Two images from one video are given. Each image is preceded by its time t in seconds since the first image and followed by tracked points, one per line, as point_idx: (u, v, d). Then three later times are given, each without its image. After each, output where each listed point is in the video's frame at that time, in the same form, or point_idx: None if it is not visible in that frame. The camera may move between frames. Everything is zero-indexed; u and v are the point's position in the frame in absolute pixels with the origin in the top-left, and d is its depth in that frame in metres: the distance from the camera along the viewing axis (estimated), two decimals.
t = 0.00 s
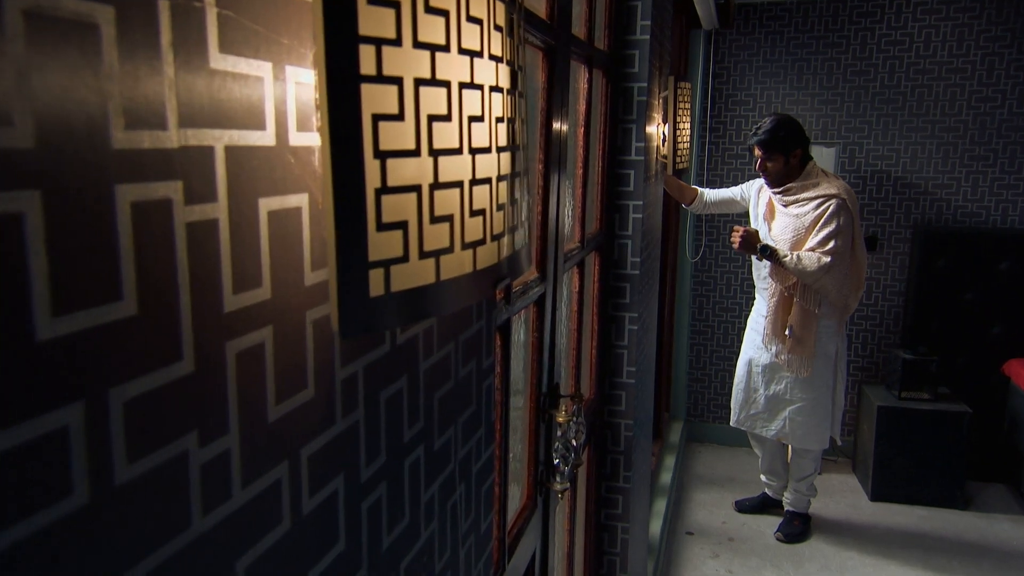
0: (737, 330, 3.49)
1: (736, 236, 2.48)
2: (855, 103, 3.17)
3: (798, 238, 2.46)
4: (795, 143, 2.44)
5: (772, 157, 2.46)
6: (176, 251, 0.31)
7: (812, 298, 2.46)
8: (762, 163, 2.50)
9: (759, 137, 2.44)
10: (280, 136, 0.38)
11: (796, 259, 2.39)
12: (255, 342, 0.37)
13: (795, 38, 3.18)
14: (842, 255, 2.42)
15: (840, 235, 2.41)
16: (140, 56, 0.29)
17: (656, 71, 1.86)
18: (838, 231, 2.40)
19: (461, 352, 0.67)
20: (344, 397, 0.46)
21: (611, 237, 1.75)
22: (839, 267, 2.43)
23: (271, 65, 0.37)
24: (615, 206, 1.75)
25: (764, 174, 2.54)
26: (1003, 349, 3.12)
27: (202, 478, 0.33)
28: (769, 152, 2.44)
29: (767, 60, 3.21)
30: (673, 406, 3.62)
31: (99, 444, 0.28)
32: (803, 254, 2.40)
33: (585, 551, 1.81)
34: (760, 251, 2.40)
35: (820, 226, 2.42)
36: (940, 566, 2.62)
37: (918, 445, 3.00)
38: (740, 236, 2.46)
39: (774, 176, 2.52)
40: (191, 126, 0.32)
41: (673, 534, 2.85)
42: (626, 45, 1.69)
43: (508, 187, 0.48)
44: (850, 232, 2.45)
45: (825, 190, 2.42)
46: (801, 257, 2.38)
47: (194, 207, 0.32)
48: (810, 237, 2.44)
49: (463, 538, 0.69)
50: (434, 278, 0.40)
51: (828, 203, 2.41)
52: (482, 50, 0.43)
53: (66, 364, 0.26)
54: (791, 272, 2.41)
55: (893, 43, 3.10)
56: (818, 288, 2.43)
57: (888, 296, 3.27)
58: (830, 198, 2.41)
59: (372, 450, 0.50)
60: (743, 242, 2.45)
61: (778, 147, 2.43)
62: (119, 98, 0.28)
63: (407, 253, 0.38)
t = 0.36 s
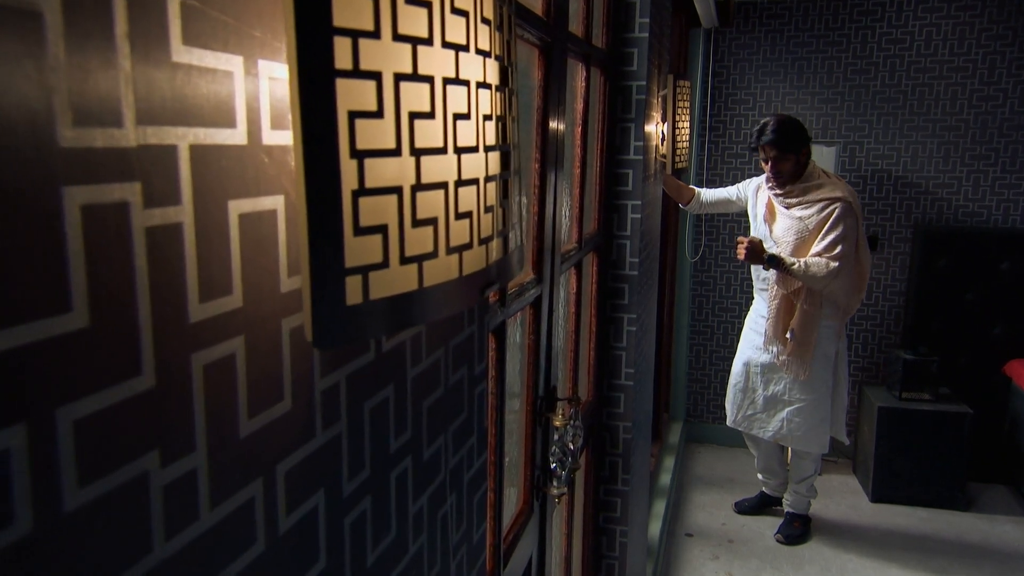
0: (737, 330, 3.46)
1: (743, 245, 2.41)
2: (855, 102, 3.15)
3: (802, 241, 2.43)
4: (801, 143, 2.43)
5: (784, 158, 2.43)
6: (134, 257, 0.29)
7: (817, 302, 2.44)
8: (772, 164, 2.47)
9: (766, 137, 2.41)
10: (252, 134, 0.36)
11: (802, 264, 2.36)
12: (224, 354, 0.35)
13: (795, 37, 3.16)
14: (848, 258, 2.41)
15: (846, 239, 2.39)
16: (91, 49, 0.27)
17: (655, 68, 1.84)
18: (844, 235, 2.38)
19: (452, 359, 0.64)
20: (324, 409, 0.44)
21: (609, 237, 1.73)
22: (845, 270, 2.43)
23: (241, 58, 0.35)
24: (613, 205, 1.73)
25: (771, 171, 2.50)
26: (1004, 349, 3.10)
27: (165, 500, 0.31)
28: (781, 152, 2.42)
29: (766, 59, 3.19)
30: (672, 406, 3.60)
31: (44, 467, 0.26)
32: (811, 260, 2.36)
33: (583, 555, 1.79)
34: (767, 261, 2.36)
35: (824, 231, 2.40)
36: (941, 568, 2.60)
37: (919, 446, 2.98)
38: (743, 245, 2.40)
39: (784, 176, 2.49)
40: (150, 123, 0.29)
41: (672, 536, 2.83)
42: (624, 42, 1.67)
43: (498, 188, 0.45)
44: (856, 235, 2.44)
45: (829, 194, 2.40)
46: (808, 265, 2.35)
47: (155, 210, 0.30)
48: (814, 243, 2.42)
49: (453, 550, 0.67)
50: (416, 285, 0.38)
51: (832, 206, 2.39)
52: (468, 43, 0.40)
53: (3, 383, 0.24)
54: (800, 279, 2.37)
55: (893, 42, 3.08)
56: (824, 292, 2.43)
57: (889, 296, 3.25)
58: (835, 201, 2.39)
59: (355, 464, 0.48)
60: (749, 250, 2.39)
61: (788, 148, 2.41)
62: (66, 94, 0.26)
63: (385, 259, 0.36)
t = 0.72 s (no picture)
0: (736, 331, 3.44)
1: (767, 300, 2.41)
2: (855, 102, 3.13)
3: (809, 242, 2.43)
4: (807, 142, 2.42)
5: (792, 157, 2.41)
6: (82, 266, 0.27)
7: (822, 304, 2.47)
8: (779, 163, 2.45)
9: (776, 135, 2.39)
10: (219, 135, 0.34)
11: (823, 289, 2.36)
12: (189, 369, 0.32)
13: (794, 36, 3.14)
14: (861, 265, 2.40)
15: (858, 245, 2.38)
16: (32, 40, 0.24)
17: (654, 67, 1.82)
18: (856, 243, 2.38)
19: (441, 368, 0.62)
20: (302, 423, 0.42)
21: (607, 239, 1.71)
22: (860, 279, 2.40)
23: (207, 52, 0.33)
24: (610, 206, 1.70)
25: (778, 171, 2.46)
26: (1005, 349, 3.08)
27: (120, 527, 0.29)
28: (789, 151, 2.40)
29: (765, 58, 3.17)
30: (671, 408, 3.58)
31: None
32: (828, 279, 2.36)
33: (580, 560, 1.77)
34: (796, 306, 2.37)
35: (834, 237, 2.40)
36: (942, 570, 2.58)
37: (920, 447, 2.96)
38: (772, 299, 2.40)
39: (792, 172, 2.45)
40: (101, 120, 0.27)
41: (671, 538, 2.80)
42: (622, 41, 1.64)
43: (485, 191, 0.43)
44: (866, 239, 2.41)
45: (836, 197, 2.39)
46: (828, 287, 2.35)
47: (108, 215, 0.28)
48: (824, 254, 2.43)
49: (442, 564, 0.65)
50: (396, 294, 0.36)
51: (839, 210, 2.39)
52: (451, 37, 0.38)
53: None
54: (822, 303, 2.38)
55: (893, 41, 3.06)
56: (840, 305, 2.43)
57: (889, 296, 3.23)
58: (842, 205, 2.39)
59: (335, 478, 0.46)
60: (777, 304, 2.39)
61: (797, 146, 2.41)
62: (1, 87, 0.24)
63: (362, 267, 0.34)
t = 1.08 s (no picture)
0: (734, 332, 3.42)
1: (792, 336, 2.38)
2: (854, 101, 3.10)
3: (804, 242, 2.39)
4: (801, 140, 2.41)
5: (783, 154, 2.40)
6: (20, 275, 0.25)
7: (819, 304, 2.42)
8: (770, 161, 2.44)
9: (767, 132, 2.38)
10: (180, 134, 0.31)
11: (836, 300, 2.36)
12: (146, 386, 0.30)
13: (793, 35, 3.12)
14: (863, 266, 2.39)
15: (859, 247, 2.39)
16: None
17: (651, 66, 1.80)
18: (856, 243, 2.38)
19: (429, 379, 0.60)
20: (275, 440, 0.39)
21: (604, 240, 1.69)
22: (863, 279, 2.39)
23: (165, 46, 0.30)
24: (607, 207, 1.68)
25: (769, 169, 2.47)
26: (1005, 350, 3.06)
27: (63, 561, 0.27)
28: (779, 148, 2.39)
29: (764, 58, 3.14)
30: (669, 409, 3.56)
31: None
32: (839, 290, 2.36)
33: (576, 565, 1.74)
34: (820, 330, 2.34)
35: (833, 237, 2.38)
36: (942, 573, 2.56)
37: (919, 449, 2.94)
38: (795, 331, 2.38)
39: (781, 173, 2.45)
40: (41, 118, 0.25)
41: (669, 540, 2.78)
42: (619, 40, 1.62)
43: (469, 192, 0.41)
44: (866, 239, 2.42)
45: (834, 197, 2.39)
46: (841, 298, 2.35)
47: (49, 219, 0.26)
48: (823, 255, 2.40)
49: None
50: (370, 304, 0.33)
51: (837, 211, 2.39)
52: (430, 31, 0.36)
53: None
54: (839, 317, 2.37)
55: (892, 40, 3.04)
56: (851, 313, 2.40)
57: (887, 297, 3.21)
58: (841, 206, 2.39)
59: (311, 496, 0.43)
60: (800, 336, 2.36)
61: (787, 143, 2.39)
62: None
63: (333, 276, 0.32)
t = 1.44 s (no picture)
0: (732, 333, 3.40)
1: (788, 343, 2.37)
2: (853, 102, 3.08)
3: (793, 241, 2.37)
4: (790, 140, 2.40)
5: (769, 153, 2.41)
6: None
7: (810, 305, 2.38)
8: (757, 159, 2.45)
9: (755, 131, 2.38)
10: (130, 133, 0.29)
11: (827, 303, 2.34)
12: (93, 406, 0.28)
13: (791, 35, 3.10)
14: (853, 268, 2.37)
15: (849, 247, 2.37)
16: None
17: (648, 65, 1.77)
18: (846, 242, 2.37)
19: (414, 389, 0.58)
20: (244, 459, 0.37)
21: (600, 241, 1.67)
22: (853, 282, 2.37)
23: (113, 39, 0.28)
24: (604, 208, 1.66)
25: (759, 169, 2.48)
26: (1005, 352, 3.04)
27: None
28: (766, 147, 2.39)
29: (762, 58, 3.12)
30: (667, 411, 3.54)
31: None
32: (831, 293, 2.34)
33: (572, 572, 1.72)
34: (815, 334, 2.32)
35: (824, 237, 2.36)
36: None
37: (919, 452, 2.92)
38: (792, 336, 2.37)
39: (769, 172, 2.45)
40: None
41: (667, 544, 2.76)
42: (616, 39, 1.60)
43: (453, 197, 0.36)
44: (856, 241, 2.40)
45: (825, 196, 2.36)
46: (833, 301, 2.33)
47: None
48: (813, 254, 2.37)
49: None
50: (341, 320, 0.29)
51: (828, 210, 2.36)
52: (407, 24, 0.32)
53: None
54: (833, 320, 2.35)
55: (891, 40, 3.01)
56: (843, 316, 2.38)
57: (887, 299, 3.19)
58: (832, 205, 2.36)
59: (285, 519, 0.41)
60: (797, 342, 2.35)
61: (773, 143, 2.39)
62: None
63: (296, 290, 0.28)
